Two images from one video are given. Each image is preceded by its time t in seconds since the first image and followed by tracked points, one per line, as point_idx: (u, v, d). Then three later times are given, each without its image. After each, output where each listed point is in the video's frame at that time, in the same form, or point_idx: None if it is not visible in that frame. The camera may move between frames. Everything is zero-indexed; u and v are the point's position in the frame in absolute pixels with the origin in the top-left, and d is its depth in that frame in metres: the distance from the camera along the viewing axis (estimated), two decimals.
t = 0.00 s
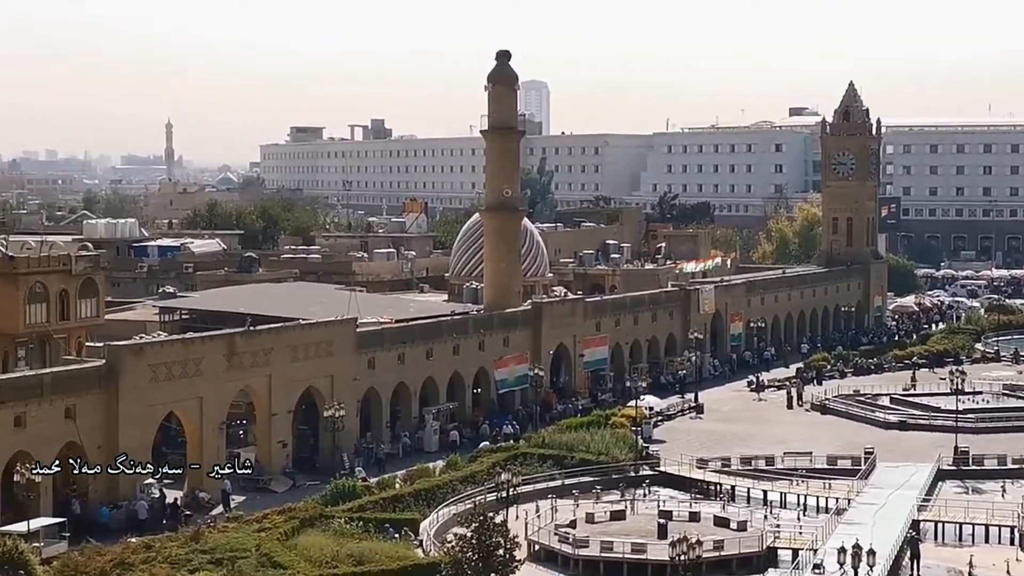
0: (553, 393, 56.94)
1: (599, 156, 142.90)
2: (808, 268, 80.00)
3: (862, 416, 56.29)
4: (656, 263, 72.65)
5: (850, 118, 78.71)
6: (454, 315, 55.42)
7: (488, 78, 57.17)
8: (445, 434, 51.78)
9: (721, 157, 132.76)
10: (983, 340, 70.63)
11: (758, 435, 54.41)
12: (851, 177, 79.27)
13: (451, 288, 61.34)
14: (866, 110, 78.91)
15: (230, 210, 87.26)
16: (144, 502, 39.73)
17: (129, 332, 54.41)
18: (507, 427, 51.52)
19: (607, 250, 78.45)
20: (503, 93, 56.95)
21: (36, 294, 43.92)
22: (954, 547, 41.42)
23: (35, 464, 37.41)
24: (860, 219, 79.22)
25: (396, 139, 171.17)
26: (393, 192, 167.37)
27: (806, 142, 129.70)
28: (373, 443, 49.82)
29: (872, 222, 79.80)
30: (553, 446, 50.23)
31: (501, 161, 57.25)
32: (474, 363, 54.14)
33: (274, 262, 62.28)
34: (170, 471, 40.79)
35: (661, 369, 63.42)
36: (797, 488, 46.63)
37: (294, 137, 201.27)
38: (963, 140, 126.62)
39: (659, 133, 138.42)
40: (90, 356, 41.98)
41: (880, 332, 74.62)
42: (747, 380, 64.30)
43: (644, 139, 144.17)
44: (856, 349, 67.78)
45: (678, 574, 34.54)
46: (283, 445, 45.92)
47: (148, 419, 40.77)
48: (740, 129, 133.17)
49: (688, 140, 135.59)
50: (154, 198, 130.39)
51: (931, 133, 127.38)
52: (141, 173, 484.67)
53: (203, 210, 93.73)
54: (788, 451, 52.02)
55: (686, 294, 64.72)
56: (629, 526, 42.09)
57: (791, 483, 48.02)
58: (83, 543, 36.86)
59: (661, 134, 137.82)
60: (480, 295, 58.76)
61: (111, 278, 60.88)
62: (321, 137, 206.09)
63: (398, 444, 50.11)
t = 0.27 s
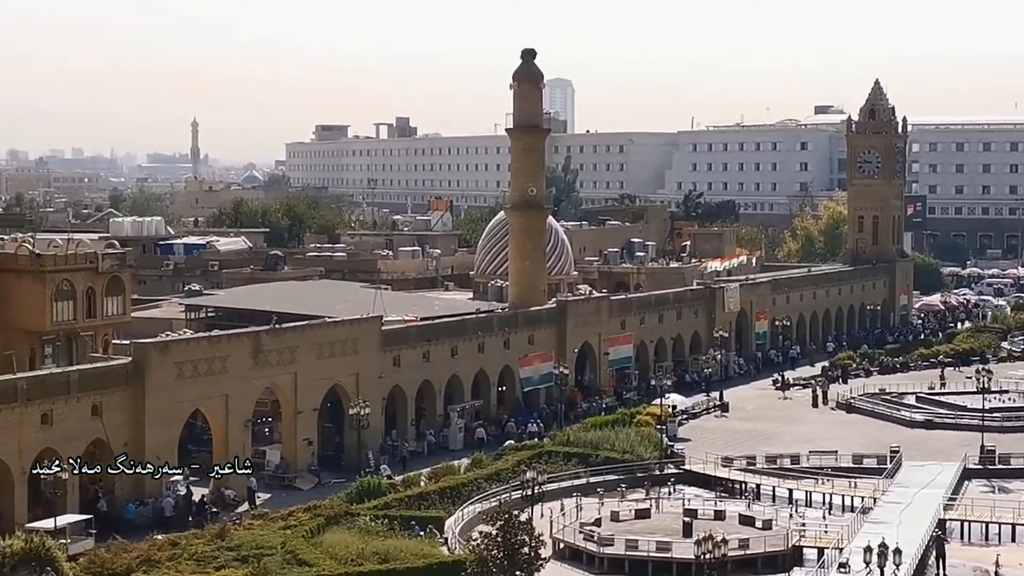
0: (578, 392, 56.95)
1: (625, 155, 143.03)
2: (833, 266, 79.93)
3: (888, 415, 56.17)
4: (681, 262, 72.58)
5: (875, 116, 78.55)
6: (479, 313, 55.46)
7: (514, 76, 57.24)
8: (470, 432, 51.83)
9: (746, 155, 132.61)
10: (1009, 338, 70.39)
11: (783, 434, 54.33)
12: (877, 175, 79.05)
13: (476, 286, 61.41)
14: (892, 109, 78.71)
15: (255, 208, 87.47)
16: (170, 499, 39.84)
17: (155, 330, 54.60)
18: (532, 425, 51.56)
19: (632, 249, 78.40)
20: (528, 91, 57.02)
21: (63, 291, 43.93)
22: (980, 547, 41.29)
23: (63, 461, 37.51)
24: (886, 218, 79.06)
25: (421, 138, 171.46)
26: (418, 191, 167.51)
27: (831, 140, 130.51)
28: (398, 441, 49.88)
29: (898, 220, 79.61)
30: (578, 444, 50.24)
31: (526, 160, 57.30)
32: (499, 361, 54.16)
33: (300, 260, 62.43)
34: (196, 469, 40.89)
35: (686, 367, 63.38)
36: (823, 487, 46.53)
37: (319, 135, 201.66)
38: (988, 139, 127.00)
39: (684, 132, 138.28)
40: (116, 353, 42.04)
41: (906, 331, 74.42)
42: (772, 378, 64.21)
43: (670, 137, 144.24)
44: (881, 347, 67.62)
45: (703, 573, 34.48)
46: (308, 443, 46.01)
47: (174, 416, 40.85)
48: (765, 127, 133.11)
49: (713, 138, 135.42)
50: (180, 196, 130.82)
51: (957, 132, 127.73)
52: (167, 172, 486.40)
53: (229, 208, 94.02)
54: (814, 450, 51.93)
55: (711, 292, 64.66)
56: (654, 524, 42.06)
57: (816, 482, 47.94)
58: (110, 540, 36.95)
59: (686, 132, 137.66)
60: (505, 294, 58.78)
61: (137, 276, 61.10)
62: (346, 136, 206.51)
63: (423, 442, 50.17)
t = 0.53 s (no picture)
0: (598, 391, 56.97)
1: (644, 154, 143.25)
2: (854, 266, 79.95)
3: (908, 415, 56.10)
4: (701, 261, 72.55)
5: (896, 115, 78.43)
6: (498, 313, 55.48)
7: (533, 76, 57.30)
8: (490, 431, 51.86)
9: (766, 155, 132.55)
10: None
11: (804, 434, 54.28)
12: (898, 175, 78.87)
13: (496, 286, 61.47)
14: (912, 108, 78.60)
15: (277, 208, 87.66)
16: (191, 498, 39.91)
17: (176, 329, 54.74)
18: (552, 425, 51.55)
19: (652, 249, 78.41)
20: (548, 90, 57.07)
21: (84, 291, 43.91)
22: (1001, 548, 41.20)
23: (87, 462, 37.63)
24: (906, 217, 78.95)
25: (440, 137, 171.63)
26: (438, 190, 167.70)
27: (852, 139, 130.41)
28: (418, 441, 49.92)
29: (918, 220, 79.48)
30: (598, 443, 50.26)
31: (546, 159, 57.34)
32: (518, 361, 54.18)
33: (320, 260, 62.55)
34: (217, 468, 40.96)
35: (706, 367, 63.38)
36: (843, 487, 46.48)
37: (339, 135, 201.99)
38: (1010, 138, 126.04)
39: (703, 131, 138.33)
40: (137, 352, 42.12)
41: (926, 331, 74.31)
42: (792, 378, 64.17)
43: (689, 136, 144.32)
44: (902, 348, 67.54)
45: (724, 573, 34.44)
46: (329, 442, 46.07)
47: (195, 415, 40.90)
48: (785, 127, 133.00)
49: (732, 138, 135.35)
50: (201, 196, 131.07)
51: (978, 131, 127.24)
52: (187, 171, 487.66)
53: (250, 208, 94.24)
54: (834, 450, 51.88)
55: (731, 292, 64.62)
56: (674, 524, 42.05)
57: (837, 482, 47.88)
58: (131, 538, 37.05)
59: (706, 132, 137.63)
60: (525, 293, 58.78)
61: (158, 276, 61.26)
62: (366, 135, 206.83)
63: (443, 441, 50.21)
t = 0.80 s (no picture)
0: (635, 391, 56.98)
1: (681, 153, 143.20)
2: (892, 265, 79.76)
3: (947, 415, 55.93)
4: (738, 260, 72.47)
5: (934, 114, 78.22)
6: (535, 312, 55.54)
7: (570, 75, 57.33)
8: (527, 430, 51.92)
9: (804, 154, 132.34)
10: None
11: (841, 433, 54.17)
12: (936, 174, 78.59)
13: (533, 285, 61.54)
14: (951, 107, 78.39)
15: (315, 207, 87.96)
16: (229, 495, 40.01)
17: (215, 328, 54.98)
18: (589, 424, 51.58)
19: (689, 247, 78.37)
20: (585, 89, 57.10)
21: (124, 289, 43.88)
22: None
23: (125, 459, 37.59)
24: (945, 216, 78.69)
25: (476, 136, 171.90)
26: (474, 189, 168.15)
27: (890, 138, 129.88)
28: (456, 439, 50.00)
29: (957, 219, 79.22)
30: (635, 442, 50.25)
31: (583, 158, 57.38)
32: (555, 360, 54.21)
33: (357, 258, 62.72)
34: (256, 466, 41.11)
35: (744, 366, 63.31)
36: (881, 487, 46.38)
37: (376, 134, 202.50)
38: None
39: (740, 131, 137.89)
40: (176, 350, 42.22)
41: (965, 330, 74.06)
42: (829, 378, 64.05)
43: (726, 135, 144.19)
44: (940, 347, 67.34)
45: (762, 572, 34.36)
46: (366, 440, 46.18)
47: (234, 412, 40.99)
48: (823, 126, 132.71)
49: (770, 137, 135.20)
50: (238, 195, 131.54)
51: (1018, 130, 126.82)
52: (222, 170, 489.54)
53: (288, 207, 94.57)
54: (872, 450, 51.75)
55: (768, 291, 64.55)
56: (712, 524, 42.01)
57: (875, 482, 47.75)
58: (171, 536, 37.17)
59: (742, 131, 136.97)
60: (561, 292, 58.80)
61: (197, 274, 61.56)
62: (402, 135, 207.33)
63: (480, 440, 50.28)
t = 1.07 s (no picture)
0: (669, 390, 56.94)
1: (715, 152, 143.09)
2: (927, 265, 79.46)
3: (982, 415, 55.69)
4: (772, 260, 72.34)
5: (969, 113, 77.93)
6: (569, 311, 55.55)
7: (604, 74, 57.34)
8: (561, 429, 51.94)
9: (838, 152, 132.04)
10: None
11: (876, 433, 54.01)
12: (972, 173, 78.26)
13: (567, 284, 61.55)
14: (987, 105, 78.08)
15: (349, 206, 88.20)
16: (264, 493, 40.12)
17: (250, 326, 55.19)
18: (623, 423, 51.58)
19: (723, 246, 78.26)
20: (619, 88, 57.09)
21: (159, 288, 43.94)
22: None
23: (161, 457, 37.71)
24: (980, 216, 78.34)
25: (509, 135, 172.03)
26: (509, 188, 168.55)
27: (926, 138, 128.36)
28: (489, 438, 50.05)
29: (993, 218, 78.82)
30: (668, 442, 50.22)
31: (618, 157, 57.37)
32: (589, 359, 54.20)
33: (391, 257, 62.84)
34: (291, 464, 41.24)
35: (778, 366, 63.19)
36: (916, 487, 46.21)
37: (409, 133, 202.92)
38: None
39: (775, 129, 138.44)
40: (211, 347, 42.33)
41: (1000, 330, 73.72)
42: (863, 377, 63.86)
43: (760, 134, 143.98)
44: (976, 347, 67.07)
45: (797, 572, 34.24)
46: (400, 439, 46.26)
47: (269, 411, 41.09)
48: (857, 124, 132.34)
49: (804, 136, 135.01)
50: (272, 193, 131.88)
51: None
52: (256, 168, 491.06)
53: (322, 207, 94.85)
54: (907, 450, 51.57)
55: (802, 290, 64.44)
56: (746, 523, 41.92)
57: (909, 482, 47.58)
58: (206, 534, 37.30)
59: (777, 130, 137.94)
60: (596, 291, 58.79)
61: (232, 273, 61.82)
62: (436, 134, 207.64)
63: (514, 439, 50.32)
